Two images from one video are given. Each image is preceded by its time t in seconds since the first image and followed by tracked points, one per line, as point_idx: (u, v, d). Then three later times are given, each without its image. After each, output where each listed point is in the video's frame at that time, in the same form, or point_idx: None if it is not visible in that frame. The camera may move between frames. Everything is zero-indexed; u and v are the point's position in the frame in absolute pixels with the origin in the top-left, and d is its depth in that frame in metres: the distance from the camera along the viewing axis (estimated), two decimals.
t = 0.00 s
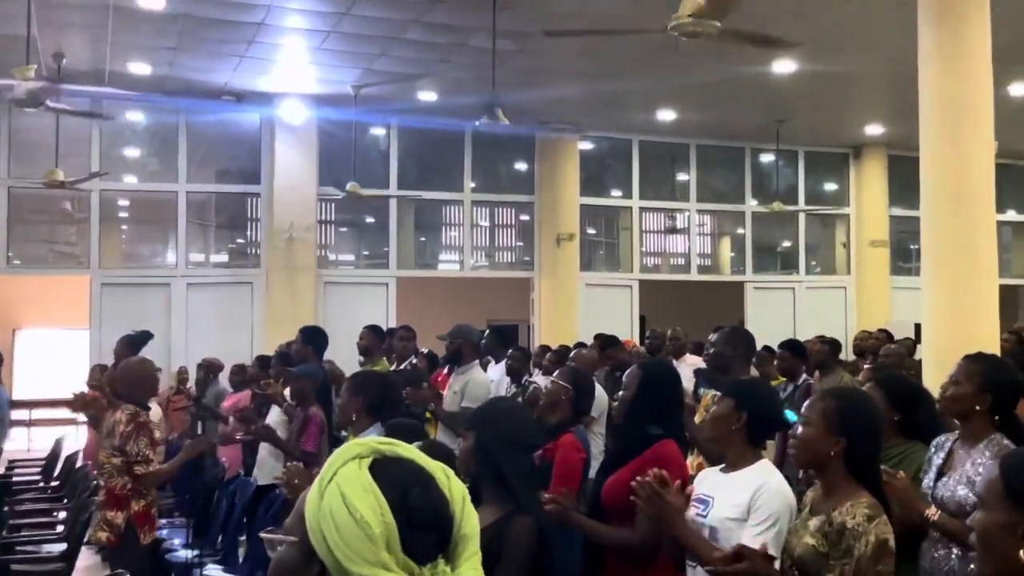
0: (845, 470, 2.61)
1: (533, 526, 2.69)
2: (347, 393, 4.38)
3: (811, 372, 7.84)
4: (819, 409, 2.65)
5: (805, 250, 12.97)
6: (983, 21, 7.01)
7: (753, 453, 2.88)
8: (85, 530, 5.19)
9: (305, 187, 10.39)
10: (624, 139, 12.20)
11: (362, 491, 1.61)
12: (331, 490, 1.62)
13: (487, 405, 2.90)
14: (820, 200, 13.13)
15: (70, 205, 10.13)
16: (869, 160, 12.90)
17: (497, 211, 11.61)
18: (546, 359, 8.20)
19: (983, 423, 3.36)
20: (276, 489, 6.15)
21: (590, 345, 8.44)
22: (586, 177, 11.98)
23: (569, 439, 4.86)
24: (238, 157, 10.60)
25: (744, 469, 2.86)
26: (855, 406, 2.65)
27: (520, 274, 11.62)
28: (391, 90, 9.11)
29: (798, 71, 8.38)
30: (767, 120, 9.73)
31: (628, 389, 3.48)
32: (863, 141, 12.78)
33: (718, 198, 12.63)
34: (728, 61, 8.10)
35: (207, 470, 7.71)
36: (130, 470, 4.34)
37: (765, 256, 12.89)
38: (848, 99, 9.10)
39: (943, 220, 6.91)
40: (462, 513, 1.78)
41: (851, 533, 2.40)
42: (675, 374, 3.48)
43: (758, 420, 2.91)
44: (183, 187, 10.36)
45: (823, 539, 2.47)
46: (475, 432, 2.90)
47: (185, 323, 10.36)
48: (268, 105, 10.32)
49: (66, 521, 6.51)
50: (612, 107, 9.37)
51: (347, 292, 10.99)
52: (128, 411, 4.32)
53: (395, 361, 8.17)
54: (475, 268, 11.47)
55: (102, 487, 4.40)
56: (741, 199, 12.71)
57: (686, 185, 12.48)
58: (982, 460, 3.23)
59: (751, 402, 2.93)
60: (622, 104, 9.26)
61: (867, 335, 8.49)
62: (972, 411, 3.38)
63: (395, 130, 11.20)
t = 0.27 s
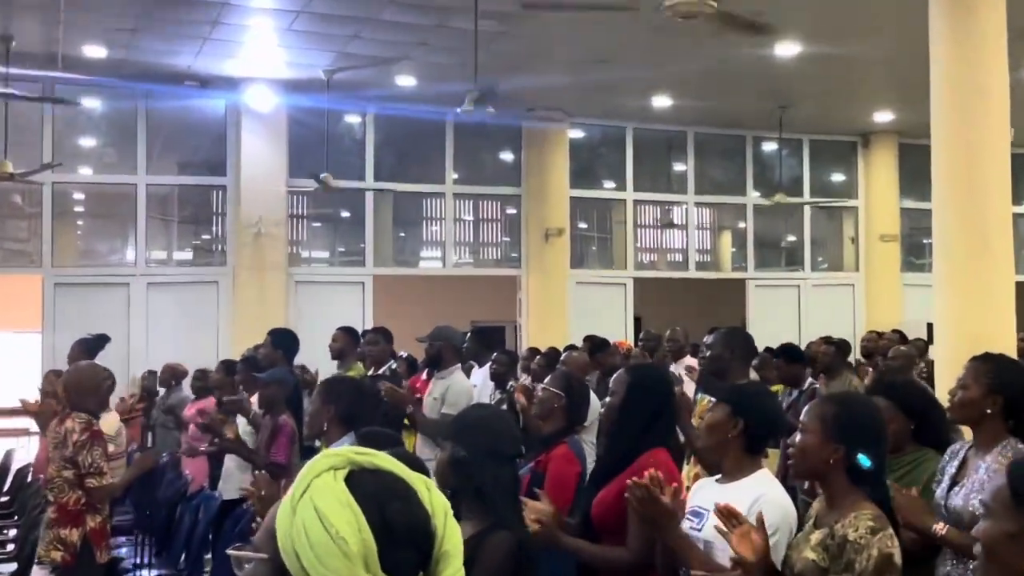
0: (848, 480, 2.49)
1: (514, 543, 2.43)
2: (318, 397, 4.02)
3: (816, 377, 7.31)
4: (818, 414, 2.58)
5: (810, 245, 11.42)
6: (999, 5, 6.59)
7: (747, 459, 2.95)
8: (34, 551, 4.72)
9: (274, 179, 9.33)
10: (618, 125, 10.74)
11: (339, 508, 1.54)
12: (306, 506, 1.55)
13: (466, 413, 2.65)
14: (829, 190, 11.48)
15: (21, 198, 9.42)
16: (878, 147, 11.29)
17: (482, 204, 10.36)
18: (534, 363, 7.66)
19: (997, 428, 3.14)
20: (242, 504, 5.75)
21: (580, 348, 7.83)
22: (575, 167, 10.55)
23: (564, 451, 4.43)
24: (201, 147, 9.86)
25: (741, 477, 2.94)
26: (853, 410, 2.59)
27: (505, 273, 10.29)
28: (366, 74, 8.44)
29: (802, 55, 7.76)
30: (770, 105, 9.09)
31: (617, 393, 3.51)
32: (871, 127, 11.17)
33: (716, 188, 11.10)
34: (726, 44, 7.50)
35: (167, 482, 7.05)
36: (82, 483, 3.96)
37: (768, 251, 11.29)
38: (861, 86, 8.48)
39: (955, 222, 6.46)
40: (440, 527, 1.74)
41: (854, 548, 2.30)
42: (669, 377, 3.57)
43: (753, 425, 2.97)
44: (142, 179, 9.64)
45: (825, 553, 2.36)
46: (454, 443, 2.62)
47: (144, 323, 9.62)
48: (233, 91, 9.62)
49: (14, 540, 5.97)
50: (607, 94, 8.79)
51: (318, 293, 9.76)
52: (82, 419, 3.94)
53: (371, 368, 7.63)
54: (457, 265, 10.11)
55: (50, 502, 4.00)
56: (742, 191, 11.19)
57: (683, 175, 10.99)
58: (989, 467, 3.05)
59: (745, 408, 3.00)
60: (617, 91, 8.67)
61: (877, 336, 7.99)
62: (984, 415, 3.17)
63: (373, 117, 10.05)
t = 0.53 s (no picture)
0: (854, 491, 2.28)
1: (485, 566, 2.25)
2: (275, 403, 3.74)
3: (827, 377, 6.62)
4: (820, 420, 2.35)
5: (819, 236, 10.42)
6: None
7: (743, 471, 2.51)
8: None
9: (228, 164, 8.30)
10: (607, 108, 9.72)
11: (284, 526, 1.33)
12: (246, 524, 1.35)
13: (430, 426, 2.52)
14: (836, 177, 10.50)
15: None
16: (893, 130, 10.35)
17: (458, 191, 9.30)
18: (515, 366, 7.01)
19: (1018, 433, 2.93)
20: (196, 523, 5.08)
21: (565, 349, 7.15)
22: (562, 152, 9.51)
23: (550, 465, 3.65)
24: (150, 128, 8.57)
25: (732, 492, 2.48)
26: (860, 418, 2.37)
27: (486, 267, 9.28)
28: (332, 48, 7.67)
29: (810, 27, 7.01)
30: (775, 83, 8.41)
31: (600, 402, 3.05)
32: (884, 108, 10.20)
33: (717, 175, 10.08)
34: (727, 14, 6.75)
35: (111, 497, 6.10)
36: (7, 501, 3.21)
37: (772, 242, 10.25)
38: (870, 64, 7.82)
39: (976, 219, 5.79)
40: (399, 546, 1.50)
41: (858, 565, 2.14)
42: (657, 379, 3.10)
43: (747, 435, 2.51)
44: (83, 164, 8.41)
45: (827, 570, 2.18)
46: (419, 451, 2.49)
47: (86, 327, 8.41)
48: (185, 69, 8.38)
49: None
50: (597, 74, 8.13)
51: (278, 289, 8.76)
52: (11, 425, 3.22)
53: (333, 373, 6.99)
54: (434, 259, 9.15)
55: None
56: (745, 176, 10.16)
57: (681, 160, 9.95)
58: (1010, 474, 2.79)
59: (741, 416, 2.53)
60: (608, 70, 8.01)
61: (894, 336, 7.36)
62: (1002, 420, 2.96)
63: (338, 97, 8.98)
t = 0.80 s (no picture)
0: (840, 494, 2.10)
1: None
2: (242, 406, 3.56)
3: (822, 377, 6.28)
4: (805, 420, 2.18)
5: (813, 229, 10.12)
6: None
7: (724, 476, 2.38)
8: None
9: (188, 159, 7.94)
10: (590, 96, 9.39)
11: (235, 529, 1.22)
12: (196, 529, 1.22)
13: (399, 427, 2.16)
14: (829, 167, 10.18)
15: None
16: (891, 117, 10.10)
17: (434, 182, 8.92)
18: (490, 366, 6.75)
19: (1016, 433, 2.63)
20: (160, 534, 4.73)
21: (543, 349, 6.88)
22: (543, 141, 9.18)
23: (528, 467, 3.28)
24: (108, 118, 8.17)
25: (711, 499, 2.36)
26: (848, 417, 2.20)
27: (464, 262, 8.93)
28: (302, 32, 7.27)
29: (801, 10, 6.66)
30: (765, 70, 8.10)
31: (580, 403, 2.93)
32: (881, 95, 9.96)
33: (705, 166, 9.77)
34: None
35: (68, 505, 5.03)
36: None
37: (764, 237, 9.98)
38: (862, 49, 7.50)
39: (973, 230, 5.44)
40: (354, 559, 1.38)
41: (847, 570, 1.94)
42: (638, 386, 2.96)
43: (726, 440, 2.38)
44: (37, 155, 8.00)
45: None
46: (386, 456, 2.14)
47: (40, 327, 8.04)
48: (146, 53, 7.97)
49: None
50: (577, 58, 7.76)
51: (245, 285, 8.39)
52: None
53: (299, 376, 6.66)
54: (409, 254, 8.80)
55: None
56: (734, 167, 9.86)
57: (667, 150, 9.63)
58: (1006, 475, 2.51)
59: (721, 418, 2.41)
60: (589, 54, 7.63)
61: (889, 334, 7.07)
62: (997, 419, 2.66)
63: (307, 83, 8.59)
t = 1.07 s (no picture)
0: (827, 501, 2.14)
1: None
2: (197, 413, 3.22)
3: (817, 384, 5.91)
4: (791, 426, 2.21)
5: (804, 224, 9.77)
6: None
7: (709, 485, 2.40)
8: None
9: (139, 150, 7.54)
10: (569, 82, 9.02)
11: (193, 542, 1.21)
12: (154, 542, 1.23)
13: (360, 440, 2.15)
14: (820, 157, 9.84)
15: None
16: (886, 105, 9.74)
17: (405, 174, 8.52)
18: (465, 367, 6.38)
19: (1014, 438, 2.65)
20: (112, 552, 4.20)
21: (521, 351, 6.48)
22: (520, 130, 8.80)
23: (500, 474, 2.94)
24: (55, 105, 7.73)
25: (696, 508, 2.37)
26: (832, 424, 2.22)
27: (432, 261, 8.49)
28: (259, 13, 6.73)
29: None
30: (754, 55, 7.72)
31: (557, 403, 2.88)
32: (875, 82, 9.64)
33: (691, 157, 9.41)
34: None
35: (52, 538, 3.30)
36: None
37: (753, 232, 9.62)
38: (855, 34, 7.17)
39: (974, 226, 5.15)
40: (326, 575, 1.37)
41: None
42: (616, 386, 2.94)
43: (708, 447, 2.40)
44: None
45: None
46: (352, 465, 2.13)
47: None
48: (97, 36, 7.53)
49: None
50: (552, 43, 7.37)
51: (200, 284, 7.95)
52: None
53: (262, 380, 6.28)
54: (378, 250, 8.39)
55: None
56: (722, 158, 9.50)
57: (651, 140, 9.26)
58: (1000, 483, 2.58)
59: (701, 424, 2.41)
60: (565, 39, 7.23)
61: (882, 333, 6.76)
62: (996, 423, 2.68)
63: (267, 69, 8.16)
